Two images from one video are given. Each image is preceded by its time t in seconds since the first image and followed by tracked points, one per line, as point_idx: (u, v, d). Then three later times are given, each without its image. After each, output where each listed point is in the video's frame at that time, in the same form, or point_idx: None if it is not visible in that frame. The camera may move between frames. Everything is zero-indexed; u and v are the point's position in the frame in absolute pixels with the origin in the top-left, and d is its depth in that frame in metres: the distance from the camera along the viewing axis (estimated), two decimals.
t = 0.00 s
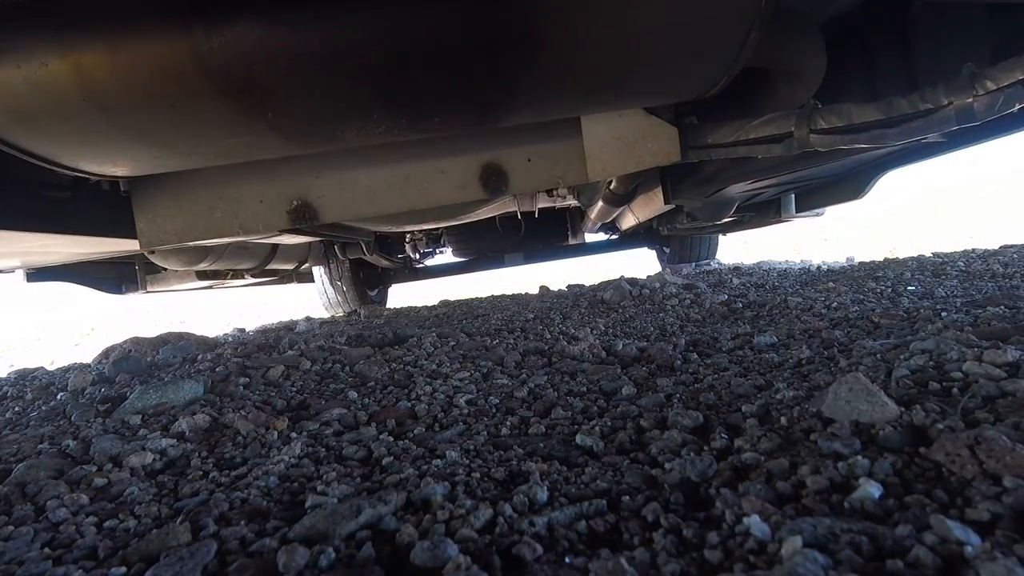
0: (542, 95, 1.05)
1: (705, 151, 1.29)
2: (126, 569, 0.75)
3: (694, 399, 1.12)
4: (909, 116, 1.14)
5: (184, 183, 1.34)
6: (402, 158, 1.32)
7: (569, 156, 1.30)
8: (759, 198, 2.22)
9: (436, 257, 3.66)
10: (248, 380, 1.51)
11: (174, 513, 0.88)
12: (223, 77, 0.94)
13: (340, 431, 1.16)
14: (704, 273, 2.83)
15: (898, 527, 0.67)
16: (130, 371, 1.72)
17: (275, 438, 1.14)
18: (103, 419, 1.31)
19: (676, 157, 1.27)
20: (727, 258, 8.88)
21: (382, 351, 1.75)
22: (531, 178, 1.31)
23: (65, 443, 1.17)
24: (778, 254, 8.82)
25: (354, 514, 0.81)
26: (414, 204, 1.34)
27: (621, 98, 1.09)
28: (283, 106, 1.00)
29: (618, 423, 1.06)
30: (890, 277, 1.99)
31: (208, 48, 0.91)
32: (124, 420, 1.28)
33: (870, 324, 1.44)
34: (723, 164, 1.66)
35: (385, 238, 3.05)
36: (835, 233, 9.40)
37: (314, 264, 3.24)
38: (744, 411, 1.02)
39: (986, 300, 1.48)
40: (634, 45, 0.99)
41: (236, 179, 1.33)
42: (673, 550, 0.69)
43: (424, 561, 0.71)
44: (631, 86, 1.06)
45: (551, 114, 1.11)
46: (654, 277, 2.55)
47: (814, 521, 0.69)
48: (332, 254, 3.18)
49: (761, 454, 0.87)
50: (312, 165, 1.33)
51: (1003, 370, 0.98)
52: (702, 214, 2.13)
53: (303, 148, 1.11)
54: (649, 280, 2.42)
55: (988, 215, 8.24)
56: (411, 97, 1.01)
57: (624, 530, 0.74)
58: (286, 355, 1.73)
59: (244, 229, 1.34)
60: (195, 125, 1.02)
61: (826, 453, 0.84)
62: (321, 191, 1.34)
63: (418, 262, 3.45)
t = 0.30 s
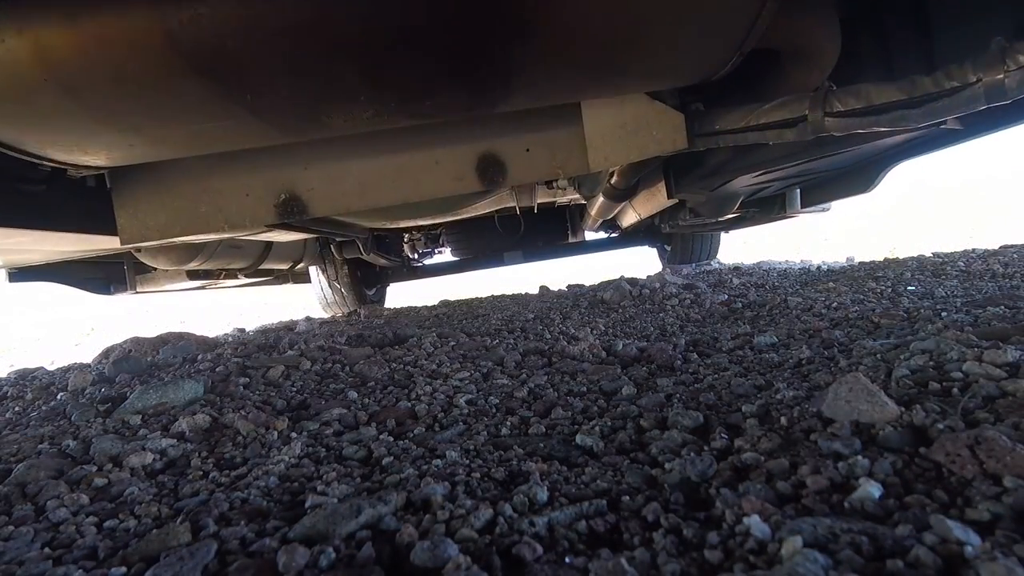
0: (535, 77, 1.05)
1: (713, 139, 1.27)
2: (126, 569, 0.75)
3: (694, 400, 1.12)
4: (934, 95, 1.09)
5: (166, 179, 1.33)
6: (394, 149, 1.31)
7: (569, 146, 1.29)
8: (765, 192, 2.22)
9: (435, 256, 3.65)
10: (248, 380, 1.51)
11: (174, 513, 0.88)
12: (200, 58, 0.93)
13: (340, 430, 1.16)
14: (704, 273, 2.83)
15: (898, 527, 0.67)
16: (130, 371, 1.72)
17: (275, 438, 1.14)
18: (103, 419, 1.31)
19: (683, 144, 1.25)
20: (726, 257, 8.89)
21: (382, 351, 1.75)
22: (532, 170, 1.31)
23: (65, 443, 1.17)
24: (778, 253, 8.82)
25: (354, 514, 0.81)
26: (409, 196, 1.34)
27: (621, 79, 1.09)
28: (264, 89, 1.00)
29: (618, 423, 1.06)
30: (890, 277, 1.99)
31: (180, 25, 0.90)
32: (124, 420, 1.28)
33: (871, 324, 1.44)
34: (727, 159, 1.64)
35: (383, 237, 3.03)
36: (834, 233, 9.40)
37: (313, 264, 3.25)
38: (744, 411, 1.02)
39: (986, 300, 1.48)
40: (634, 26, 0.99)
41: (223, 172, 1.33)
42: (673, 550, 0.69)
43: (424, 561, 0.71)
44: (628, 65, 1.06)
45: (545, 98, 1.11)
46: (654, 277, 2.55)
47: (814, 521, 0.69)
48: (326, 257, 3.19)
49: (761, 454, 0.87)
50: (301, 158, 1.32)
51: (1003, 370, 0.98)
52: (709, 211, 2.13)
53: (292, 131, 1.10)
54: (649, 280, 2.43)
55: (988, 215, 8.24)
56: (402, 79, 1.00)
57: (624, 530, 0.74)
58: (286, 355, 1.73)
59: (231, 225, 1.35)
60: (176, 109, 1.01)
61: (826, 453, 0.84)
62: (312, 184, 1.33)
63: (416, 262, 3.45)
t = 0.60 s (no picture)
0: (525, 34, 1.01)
1: (729, 114, 1.21)
2: (126, 569, 0.75)
3: (694, 400, 1.12)
4: (988, 56, 1.10)
5: (133, 163, 1.29)
6: (377, 130, 1.27)
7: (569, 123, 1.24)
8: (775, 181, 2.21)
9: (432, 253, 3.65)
10: (249, 380, 1.51)
11: (174, 513, 0.88)
12: (152, 16, 0.88)
13: (340, 430, 1.16)
14: (704, 273, 2.83)
15: (898, 527, 0.67)
16: (130, 371, 1.72)
17: (275, 438, 1.14)
18: (103, 419, 1.31)
19: (696, 121, 1.17)
20: (726, 257, 8.89)
21: (382, 351, 1.75)
22: (528, 150, 1.26)
23: (65, 443, 1.17)
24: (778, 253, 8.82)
25: (354, 513, 0.81)
26: (395, 179, 1.31)
27: (622, 46, 1.07)
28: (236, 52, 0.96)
29: (618, 423, 1.06)
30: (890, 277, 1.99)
31: None
32: (124, 420, 1.28)
33: (871, 324, 1.44)
34: (736, 143, 1.62)
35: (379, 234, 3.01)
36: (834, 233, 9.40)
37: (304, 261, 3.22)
38: (744, 411, 1.02)
39: (986, 300, 1.48)
40: None
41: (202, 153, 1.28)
42: (673, 550, 0.69)
43: (424, 561, 0.71)
44: (625, 30, 1.03)
45: (533, 63, 1.07)
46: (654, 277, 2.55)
47: (814, 521, 0.69)
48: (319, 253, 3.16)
49: (761, 454, 0.87)
50: (279, 140, 1.29)
51: (1003, 370, 0.98)
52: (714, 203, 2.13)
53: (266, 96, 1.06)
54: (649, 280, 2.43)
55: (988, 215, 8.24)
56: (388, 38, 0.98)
57: (624, 530, 0.74)
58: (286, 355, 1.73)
59: (203, 213, 1.33)
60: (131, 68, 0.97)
61: (826, 453, 0.84)
62: (290, 167, 1.30)
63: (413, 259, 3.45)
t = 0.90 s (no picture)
0: None
1: (784, 50, 0.93)
2: (126, 569, 0.75)
3: (693, 399, 1.12)
4: None
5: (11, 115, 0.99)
6: (342, 79, 0.97)
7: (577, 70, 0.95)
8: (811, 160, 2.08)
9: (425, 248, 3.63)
10: (249, 380, 1.51)
11: (175, 513, 0.88)
12: None
13: (341, 430, 1.16)
14: (704, 273, 2.84)
15: (899, 527, 0.67)
16: (130, 370, 1.72)
17: (275, 438, 1.14)
18: (103, 419, 1.31)
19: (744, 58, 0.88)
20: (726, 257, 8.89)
21: (382, 351, 1.75)
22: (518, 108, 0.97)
23: (65, 443, 1.17)
24: (778, 253, 8.82)
25: (354, 514, 0.81)
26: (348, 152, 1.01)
27: None
28: None
29: (618, 423, 1.06)
30: (890, 277, 1.99)
31: None
32: (125, 420, 1.28)
33: (871, 324, 1.44)
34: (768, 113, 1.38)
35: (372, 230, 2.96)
36: (834, 233, 9.39)
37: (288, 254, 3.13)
38: (744, 411, 1.03)
39: (986, 300, 1.48)
40: None
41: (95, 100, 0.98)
42: (673, 550, 0.69)
43: (424, 561, 0.71)
44: None
45: None
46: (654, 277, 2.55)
47: (814, 521, 0.69)
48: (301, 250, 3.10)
49: (761, 454, 0.87)
50: (198, 91, 0.98)
51: (1003, 370, 0.98)
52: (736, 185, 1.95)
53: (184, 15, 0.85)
54: (649, 280, 2.42)
55: (988, 215, 8.24)
56: None
57: (624, 530, 0.74)
58: (286, 355, 1.73)
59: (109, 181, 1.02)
60: None
61: (825, 453, 0.84)
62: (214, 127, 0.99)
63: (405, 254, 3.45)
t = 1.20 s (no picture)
0: None
1: None
2: (126, 569, 0.75)
3: (693, 399, 1.12)
4: None
5: None
6: None
7: None
8: (889, 131, 1.83)
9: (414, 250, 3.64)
10: (249, 380, 1.51)
11: (175, 513, 0.88)
12: None
13: (340, 430, 1.16)
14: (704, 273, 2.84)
15: (899, 527, 0.67)
16: (130, 370, 1.72)
17: (275, 438, 1.14)
18: (103, 419, 1.31)
19: None
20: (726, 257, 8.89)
21: (382, 351, 1.75)
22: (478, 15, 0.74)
23: (65, 443, 1.17)
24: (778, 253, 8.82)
25: (354, 514, 0.81)
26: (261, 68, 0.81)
27: None
28: None
29: (618, 423, 1.06)
30: (890, 277, 1.99)
31: None
32: (125, 420, 1.28)
33: (871, 324, 1.44)
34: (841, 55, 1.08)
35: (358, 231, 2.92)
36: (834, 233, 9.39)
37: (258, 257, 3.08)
38: (744, 411, 1.03)
39: (986, 300, 1.49)
40: None
41: None
42: (673, 550, 0.69)
43: (424, 561, 0.71)
44: None
45: None
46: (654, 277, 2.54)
47: (815, 521, 0.69)
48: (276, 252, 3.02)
49: (762, 454, 0.87)
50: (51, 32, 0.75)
51: (1003, 370, 0.98)
52: (781, 166, 1.75)
53: None
54: (649, 280, 2.42)
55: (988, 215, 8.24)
56: None
57: (624, 530, 0.74)
58: (286, 355, 1.73)
59: None
60: None
61: (826, 453, 0.84)
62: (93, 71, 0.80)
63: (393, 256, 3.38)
